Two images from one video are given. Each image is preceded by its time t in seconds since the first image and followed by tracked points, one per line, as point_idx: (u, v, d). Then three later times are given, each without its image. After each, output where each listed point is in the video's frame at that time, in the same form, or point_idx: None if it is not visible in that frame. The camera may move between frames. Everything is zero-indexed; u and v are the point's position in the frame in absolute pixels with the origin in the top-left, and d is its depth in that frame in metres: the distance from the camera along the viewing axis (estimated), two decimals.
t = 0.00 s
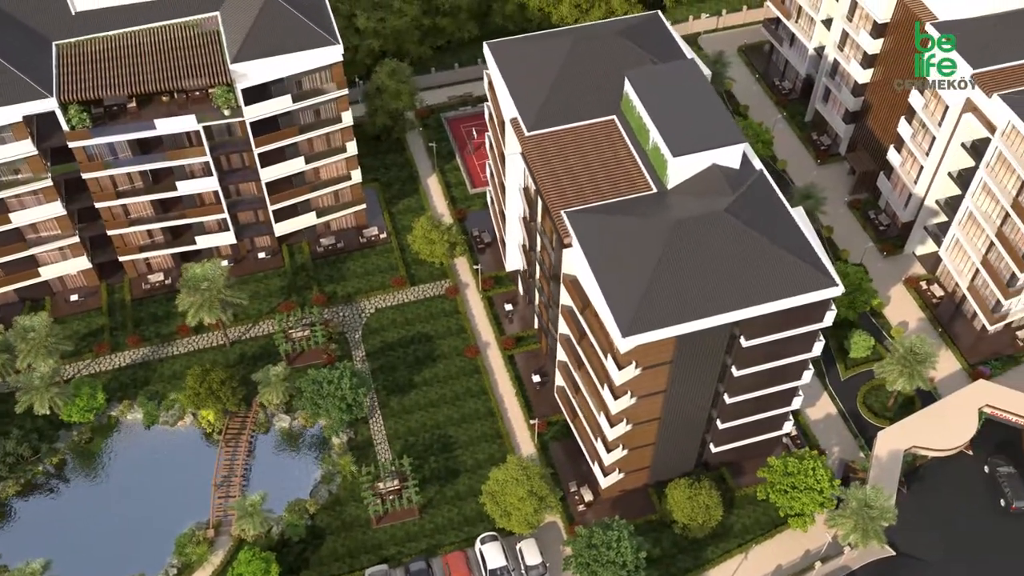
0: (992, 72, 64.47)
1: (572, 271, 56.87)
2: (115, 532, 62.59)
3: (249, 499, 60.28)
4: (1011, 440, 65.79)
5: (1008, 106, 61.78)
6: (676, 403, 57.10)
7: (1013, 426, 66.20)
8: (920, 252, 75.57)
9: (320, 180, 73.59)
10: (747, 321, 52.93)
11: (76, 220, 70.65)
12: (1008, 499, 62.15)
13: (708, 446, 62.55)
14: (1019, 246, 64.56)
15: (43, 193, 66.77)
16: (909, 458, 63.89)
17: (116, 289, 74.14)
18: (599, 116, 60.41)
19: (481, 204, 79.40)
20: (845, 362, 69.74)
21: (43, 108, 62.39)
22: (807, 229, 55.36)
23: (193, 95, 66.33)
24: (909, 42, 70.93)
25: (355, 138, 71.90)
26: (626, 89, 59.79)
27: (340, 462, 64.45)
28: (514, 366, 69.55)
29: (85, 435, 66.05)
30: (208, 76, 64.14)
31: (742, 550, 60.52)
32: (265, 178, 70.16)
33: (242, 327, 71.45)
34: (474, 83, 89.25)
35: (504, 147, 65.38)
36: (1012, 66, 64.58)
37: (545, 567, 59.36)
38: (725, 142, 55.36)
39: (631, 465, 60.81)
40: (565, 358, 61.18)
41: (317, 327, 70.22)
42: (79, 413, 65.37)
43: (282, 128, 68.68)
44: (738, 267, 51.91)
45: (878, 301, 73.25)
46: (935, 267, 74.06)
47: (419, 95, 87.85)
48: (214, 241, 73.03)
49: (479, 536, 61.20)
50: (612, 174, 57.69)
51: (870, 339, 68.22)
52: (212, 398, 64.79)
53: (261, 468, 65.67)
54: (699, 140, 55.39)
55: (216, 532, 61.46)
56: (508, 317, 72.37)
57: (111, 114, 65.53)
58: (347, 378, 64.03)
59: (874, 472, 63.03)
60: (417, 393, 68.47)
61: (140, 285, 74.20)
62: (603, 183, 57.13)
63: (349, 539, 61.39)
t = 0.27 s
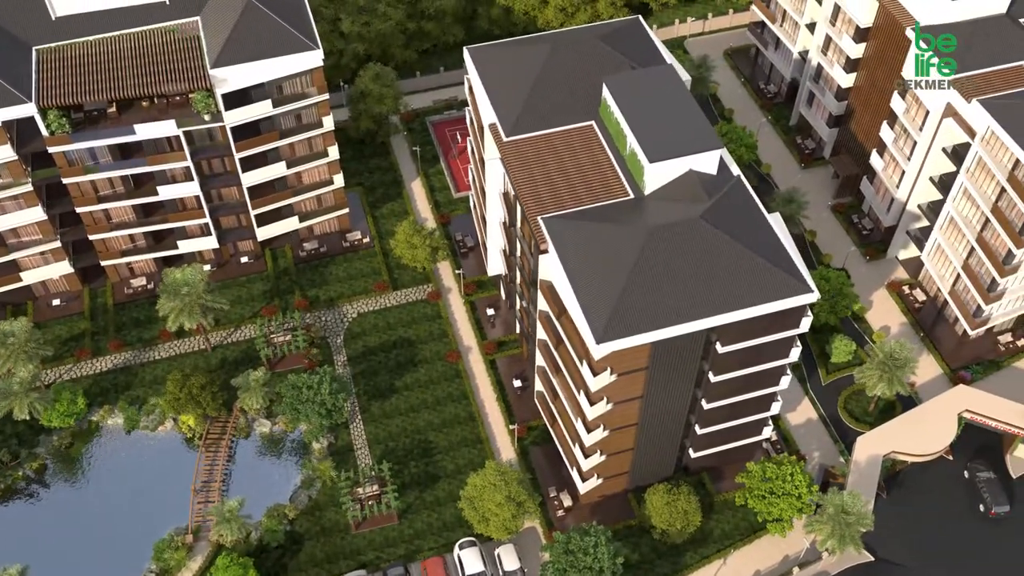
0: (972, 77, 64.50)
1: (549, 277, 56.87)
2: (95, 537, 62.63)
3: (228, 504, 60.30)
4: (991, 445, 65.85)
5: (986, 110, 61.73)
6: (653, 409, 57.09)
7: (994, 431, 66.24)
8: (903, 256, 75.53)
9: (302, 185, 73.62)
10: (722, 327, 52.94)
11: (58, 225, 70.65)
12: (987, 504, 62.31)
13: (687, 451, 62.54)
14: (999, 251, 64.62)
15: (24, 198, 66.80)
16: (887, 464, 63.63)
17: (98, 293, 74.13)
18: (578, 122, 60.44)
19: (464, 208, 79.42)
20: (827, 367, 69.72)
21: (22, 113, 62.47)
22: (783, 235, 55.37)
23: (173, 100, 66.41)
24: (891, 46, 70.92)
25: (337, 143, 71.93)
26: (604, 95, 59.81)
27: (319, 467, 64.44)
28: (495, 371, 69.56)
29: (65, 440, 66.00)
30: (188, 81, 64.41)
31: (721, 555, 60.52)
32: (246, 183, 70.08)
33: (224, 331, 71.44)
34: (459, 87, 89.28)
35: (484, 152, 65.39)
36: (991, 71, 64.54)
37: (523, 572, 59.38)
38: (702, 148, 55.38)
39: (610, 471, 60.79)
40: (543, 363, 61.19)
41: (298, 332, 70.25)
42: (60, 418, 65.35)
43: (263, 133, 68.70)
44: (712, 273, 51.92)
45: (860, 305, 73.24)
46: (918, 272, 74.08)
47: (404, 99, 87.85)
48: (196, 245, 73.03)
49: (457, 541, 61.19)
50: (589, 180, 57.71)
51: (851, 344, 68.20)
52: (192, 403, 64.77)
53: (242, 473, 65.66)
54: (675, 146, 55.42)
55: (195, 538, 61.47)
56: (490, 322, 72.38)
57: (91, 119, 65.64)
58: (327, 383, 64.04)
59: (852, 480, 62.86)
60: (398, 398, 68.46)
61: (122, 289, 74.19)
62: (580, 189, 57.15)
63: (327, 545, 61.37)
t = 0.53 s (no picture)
0: (948, 83, 64.40)
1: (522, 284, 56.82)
2: (71, 544, 62.67)
3: (202, 511, 60.32)
4: (968, 451, 65.88)
5: (962, 116, 61.73)
6: (627, 416, 57.08)
7: (971, 437, 66.26)
8: (883, 261, 75.55)
9: (281, 190, 73.63)
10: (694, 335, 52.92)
11: (36, 230, 70.63)
12: (962, 510, 62.24)
13: (663, 457, 62.55)
14: (976, 257, 64.67)
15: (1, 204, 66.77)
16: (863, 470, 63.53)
17: (78, 298, 74.16)
18: (553, 128, 60.42)
19: (445, 213, 79.43)
20: (805, 372, 69.65)
21: None
22: (756, 242, 55.37)
23: (150, 106, 66.38)
24: (869, 52, 70.88)
25: (316, 148, 71.91)
26: (578, 101, 59.77)
27: (296, 473, 64.44)
28: (473, 377, 69.57)
29: (42, 446, 66.02)
30: (164, 87, 63.95)
31: (695, 561, 60.58)
32: (223, 189, 70.10)
33: (203, 337, 71.46)
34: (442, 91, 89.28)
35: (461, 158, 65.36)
36: (969, 79, 64.52)
37: None
38: (674, 155, 55.39)
39: (585, 477, 60.77)
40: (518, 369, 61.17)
41: (277, 337, 70.24)
42: (36, 424, 65.38)
43: (241, 139, 68.69)
44: (683, 281, 51.91)
45: (839, 311, 73.25)
46: (897, 277, 74.05)
47: (386, 103, 87.85)
48: (176, 250, 73.04)
49: (432, 548, 61.20)
50: (563, 186, 57.67)
51: (830, 349, 68.18)
52: (169, 408, 64.75)
53: (218, 478, 65.67)
54: (648, 153, 55.40)
55: (170, 544, 61.50)
56: (469, 327, 72.38)
57: (68, 125, 65.62)
58: (303, 389, 64.05)
59: (827, 487, 62.86)
60: (376, 403, 68.44)
61: (102, 294, 74.27)
62: (554, 196, 57.10)
63: (303, 551, 61.38)
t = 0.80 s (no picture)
0: (924, 89, 64.13)
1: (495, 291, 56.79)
2: (47, 550, 62.64)
3: (176, 517, 60.27)
4: (945, 457, 65.81)
5: (936, 122, 61.70)
6: (600, 423, 57.04)
7: (948, 443, 66.22)
8: (862, 266, 75.54)
9: (260, 195, 73.62)
10: (665, 342, 52.90)
11: (15, 236, 70.58)
12: (938, 517, 62.13)
13: (639, 463, 62.51)
14: (952, 263, 64.70)
15: None
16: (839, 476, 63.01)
17: (57, 303, 74.12)
18: (527, 135, 60.38)
19: (426, 218, 79.42)
20: (783, 378, 69.62)
21: None
22: (728, 249, 55.34)
23: (127, 112, 66.33)
24: (848, 58, 70.83)
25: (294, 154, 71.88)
26: (553, 108, 59.73)
27: (272, 479, 64.40)
28: (451, 382, 69.55)
29: (19, 452, 65.98)
30: (138, 93, 63.77)
31: (670, 568, 60.54)
32: (201, 194, 70.10)
33: (181, 342, 71.43)
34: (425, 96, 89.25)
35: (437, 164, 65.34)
36: (946, 83, 64.21)
37: None
38: (646, 162, 55.39)
39: (560, 483, 60.73)
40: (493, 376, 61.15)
41: (255, 343, 70.22)
42: (13, 430, 65.39)
43: (218, 145, 68.70)
44: (653, 289, 51.90)
45: (818, 316, 73.26)
46: (877, 282, 73.98)
47: (368, 108, 87.79)
48: (155, 255, 73.02)
49: (407, 554, 61.16)
50: (536, 193, 57.59)
51: (807, 355, 68.26)
52: (146, 415, 64.71)
53: (195, 484, 65.64)
54: (620, 160, 55.34)
55: (145, 550, 61.47)
56: (448, 332, 72.34)
57: (45, 131, 65.60)
58: (279, 395, 64.03)
59: (802, 494, 62.32)
60: (353, 409, 68.41)
61: (81, 299, 74.21)
62: (527, 202, 57.07)
63: (278, 557, 61.34)
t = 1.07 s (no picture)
0: (902, 94, 63.70)
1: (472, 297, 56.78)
2: (26, 555, 62.62)
3: (154, 523, 60.23)
4: (925, 462, 65.83)
5: (915, 127, 61.46)
6: (577, 429, 57.03)
7: (928, 448, 66.22)
8: (845, 271, 75.55)
9: (243, 200, 73.62)
10: (640, 348, 52.91)
11: None
12: (917, 522, 62.11)
13: (618, 469, 62.52)
14: (932, 268, 64.74)
15: None
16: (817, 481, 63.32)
17: (40, 308, 74.11)
18: (505, 140, 60.37)
19: (410, 222, 79.43)
20: (764, 383, 69.60)
21: None
22: (704, 255, 55.35)
23: (108, 117, 66.29)
24: (829, 62, 70.84)
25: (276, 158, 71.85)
26: (531, 114, 59.72)
27: (252, 484, 64.38)
28: (432, 387, 69.54)
29: None
30: (118, 98, 63.77)
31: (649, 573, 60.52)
32: (183, 199, 70.10)
33: (163, 346, 71.46)
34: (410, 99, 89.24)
35: (417, 169, 65.32)
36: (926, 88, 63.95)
37: None
38: (623, 168, 55.41)
39: (538, 489, 60.72)
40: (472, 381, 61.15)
41: (236, 347, 70.24)
42: None
43: (199, 149, 68.69)
44: (628, 295, 51.92)
45: (800, 320, 73.29)
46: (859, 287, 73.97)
47: (352, 112, 87.77)
48: (137, 260, 73.02)
49: (386, 559, 61.16)
50: (514, 199, 57.58)
51: (788, 360, 68.19)
52: (126, 420, 64.67)
53: (176, 489, 65.61)
54: (597, 167, 55.35)
55: (124, 556, 61.44)
56: (430, 337, 72.33)
57: (25, 137, 65.59)
58: (259, 400, 64.05)
59: (781, 499, 62.59)
60: (334, 414, 68.40)
61: (64, 304, 74.19)
62: (504, 208, 57.07)
63: (256, 563, 61.32)
